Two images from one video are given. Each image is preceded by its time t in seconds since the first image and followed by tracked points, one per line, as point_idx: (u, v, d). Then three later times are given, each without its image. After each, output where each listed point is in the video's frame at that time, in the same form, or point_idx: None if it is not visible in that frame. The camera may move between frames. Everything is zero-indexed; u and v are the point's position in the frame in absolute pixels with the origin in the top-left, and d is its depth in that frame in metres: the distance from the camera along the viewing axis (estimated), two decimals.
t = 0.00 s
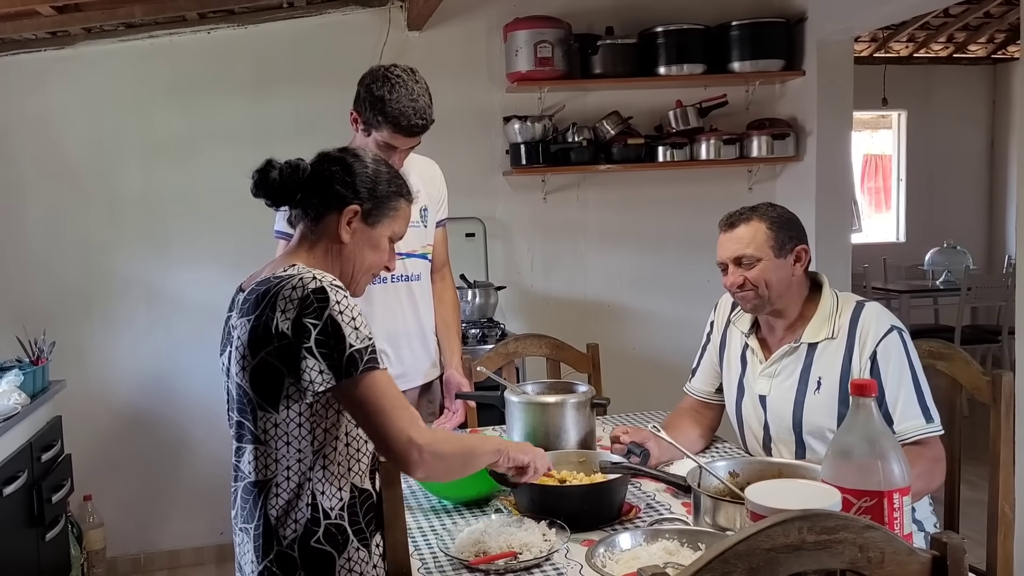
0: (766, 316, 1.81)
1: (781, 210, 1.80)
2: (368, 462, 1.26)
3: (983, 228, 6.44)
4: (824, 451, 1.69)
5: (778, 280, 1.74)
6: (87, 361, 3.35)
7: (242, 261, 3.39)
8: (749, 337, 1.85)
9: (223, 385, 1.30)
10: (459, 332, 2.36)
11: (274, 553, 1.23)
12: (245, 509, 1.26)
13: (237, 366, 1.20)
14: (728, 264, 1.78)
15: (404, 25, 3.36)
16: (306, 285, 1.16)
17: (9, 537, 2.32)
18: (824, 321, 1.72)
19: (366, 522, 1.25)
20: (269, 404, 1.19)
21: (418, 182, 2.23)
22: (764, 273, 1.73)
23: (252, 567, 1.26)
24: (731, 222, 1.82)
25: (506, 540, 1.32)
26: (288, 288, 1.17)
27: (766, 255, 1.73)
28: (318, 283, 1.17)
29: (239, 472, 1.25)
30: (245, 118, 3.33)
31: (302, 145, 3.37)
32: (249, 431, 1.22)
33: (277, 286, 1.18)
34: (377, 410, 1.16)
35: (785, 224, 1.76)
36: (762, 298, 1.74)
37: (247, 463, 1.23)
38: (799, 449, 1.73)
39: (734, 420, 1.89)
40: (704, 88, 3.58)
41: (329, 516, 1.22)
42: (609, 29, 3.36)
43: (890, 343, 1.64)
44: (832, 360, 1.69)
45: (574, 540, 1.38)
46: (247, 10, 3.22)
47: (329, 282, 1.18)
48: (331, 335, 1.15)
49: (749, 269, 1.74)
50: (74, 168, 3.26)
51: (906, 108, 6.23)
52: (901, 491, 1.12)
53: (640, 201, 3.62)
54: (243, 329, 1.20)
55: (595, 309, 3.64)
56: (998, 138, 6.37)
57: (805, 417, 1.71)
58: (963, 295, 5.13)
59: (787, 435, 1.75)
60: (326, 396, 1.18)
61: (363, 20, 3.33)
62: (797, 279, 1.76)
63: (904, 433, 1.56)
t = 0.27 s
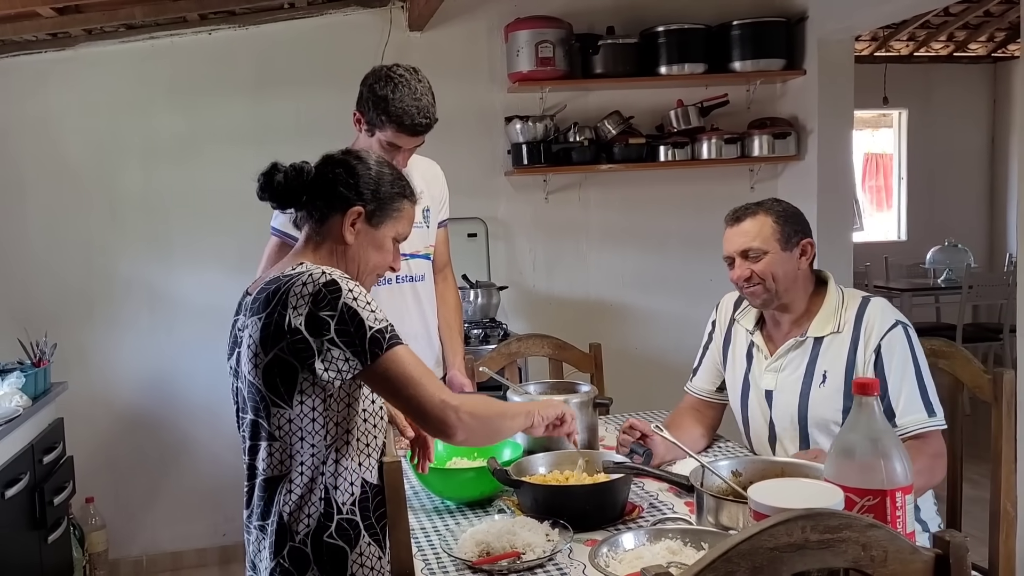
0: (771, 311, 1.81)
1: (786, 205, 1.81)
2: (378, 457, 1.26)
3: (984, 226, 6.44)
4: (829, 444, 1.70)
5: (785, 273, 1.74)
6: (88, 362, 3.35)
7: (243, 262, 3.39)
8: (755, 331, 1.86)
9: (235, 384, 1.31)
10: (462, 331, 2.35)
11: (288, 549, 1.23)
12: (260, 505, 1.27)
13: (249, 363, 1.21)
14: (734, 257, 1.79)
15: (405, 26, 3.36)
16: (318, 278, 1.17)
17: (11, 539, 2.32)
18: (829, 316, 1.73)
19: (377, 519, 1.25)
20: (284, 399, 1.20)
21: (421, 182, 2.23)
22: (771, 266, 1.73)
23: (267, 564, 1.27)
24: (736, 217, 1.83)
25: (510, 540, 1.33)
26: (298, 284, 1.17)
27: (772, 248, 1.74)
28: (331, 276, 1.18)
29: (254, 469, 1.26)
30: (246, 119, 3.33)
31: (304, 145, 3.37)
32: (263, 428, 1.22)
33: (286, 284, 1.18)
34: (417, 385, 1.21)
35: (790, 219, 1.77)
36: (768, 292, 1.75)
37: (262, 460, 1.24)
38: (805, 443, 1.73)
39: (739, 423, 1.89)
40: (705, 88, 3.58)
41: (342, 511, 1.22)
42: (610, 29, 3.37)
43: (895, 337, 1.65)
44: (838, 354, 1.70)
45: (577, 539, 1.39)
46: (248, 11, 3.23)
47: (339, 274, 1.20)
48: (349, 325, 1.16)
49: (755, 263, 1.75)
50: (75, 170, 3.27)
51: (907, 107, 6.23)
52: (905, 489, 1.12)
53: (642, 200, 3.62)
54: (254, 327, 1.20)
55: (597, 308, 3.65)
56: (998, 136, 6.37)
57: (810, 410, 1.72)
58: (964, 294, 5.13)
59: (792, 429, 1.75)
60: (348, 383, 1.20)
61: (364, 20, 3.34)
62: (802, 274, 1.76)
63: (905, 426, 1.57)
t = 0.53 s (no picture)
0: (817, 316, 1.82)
1: (824, 214, 1.75)
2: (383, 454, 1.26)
3: (989, 225, 6.42)
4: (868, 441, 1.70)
5: (824, 291, 1.73)
6: (91, 364, 3.36)
7: (245, 263, 3.39)
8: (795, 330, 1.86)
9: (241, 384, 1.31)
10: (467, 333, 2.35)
11: (291, 548, 1.22)
12: (265, 504, 1.26)
13: (254, 363, 1.20)
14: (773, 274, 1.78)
15: (407, 26, 3.36)
16: (325, 276, 1.18)
17: (14, 542, 2.32)
18: (876, 316, 1.72)
19: (382, 519, 1.25)
20: (289, 398, 1.19)
21: (425, 183, 2.23)
22: (808, 288, 1.73)
23: (272, 563, 1.26)
24: (773, 231, 1.79)
25: (513, 542, 1.32)
26: (303, 283, 1.18)
27: (808, 270, 1.72)
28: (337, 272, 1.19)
29: (260, 468, 1.26)
30: (249, 120, 3.33)
31: (306, 146, 3.37)
32: (267, 427, 1.22)
33: (291, 284, 1.18)
34: (429, 368, 1.23)
35: (828, 234, 1.72)
36: (809, 309, 1.76)
37: (267, 460, 1.24)
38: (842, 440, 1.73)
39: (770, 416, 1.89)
40: (708, 87, 3.57)
41: (346, 510, 1.22)
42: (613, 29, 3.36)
43: (941, 343, 1.64)
44: (883, 355, 1.70)
45: (581, 541, 1.38)
46: (250, 12, 3.23)
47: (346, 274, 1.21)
48: (357, 320, 1.17)
49: (792, 283, 1.74)
50: (77, 172, 3.27)
51: (910, 106, 6.21)
52: (908, 490, 1.11)
53: (645, 200, 3.62)
54: (259, 326, 1.20)
55: (600, 308, 3.64)
56: (1003, 135, 6.35)
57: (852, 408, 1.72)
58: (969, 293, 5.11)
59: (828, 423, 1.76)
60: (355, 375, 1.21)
61: (366, 21, 3.34)
62: (844, 286, 1.75)
63: (940, 433, 1.59)
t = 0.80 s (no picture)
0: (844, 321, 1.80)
1: (855, 237, 1.66)
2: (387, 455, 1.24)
3: (990, 225, 6.42)
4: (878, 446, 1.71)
5: (847, 314, 1.71)
6: (92, 365, 3.36)
7: (247, 264, 3.39)
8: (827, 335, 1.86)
9: (245, 381, 1.31)
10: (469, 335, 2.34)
11: (294, 545, 1.22)
12: (267, 501, 1.26)
13: (260, 359, 1.21)
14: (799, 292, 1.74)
15: (408, 26, 3.36)
16: (332, 277, 1.18)
17: (16, 542, 2.33)
18: (902, 323, 1.70)
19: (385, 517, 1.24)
20: (293, 395, 1.20)
21: (427, 183, 2.23)
22: (831, 312, 1.70)
23: (274, 560, 1.26)
24: (802, 248, 1.71)
25: (514, 542, 1.32)
26: (312, 282, 1.18)
27: (832, 297, 1.67)
28: (344, 275, 1.18)
29: (263, 465, 1.26)
30: (250, 121, 3.33)
31: (307, 147, 3.38)
32: (272, 423, 1.23)
33: (300, 282, 1.19)
34: (423, 384, 1.20)
35: (859, 262, 1.64)
36: (832, 326, 1.75)
37: (270, 456, 1.24)
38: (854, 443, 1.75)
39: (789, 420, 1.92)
40: (709, 88, 3.57)
41: (349, 508, 1.22)
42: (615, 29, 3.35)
43: (958, 355, 1.61)
44: (901, 363, 1.69)
45: (582, 542, 1.38)
46: (251, 13, 3.23)
47: (352, 274, 1.20)
48: (362, 322, 1.17)
49: (817, 306, 1.71)
50: (78, 173, 3.27)
51: (912, 106, 6.21)
52: (908, 491, 1.11)
53: (646, 200, 3.61)
54: (266, 324, 1.20)
55: (601, 309, 3.64)
56: (1004, 135, 6.34)
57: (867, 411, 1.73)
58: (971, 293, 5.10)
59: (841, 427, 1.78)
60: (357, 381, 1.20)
61: (367, 22, 3.34)
62: (871, 307, 1.71)
63: (943, 440, 1.57)
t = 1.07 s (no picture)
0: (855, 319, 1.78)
1: (875, 234, 1.64)
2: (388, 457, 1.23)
3: (992, 226, 6.40)
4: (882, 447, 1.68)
5: (856, 310, 1.69)
6: (92, 365, 3.35)
7: (246, 264, 3.38)
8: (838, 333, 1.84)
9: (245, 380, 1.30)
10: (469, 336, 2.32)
11: (295, 546, 1.21)
12: (267, 502, 1.25)
13: (262, 359, 1.20)
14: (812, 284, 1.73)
15: (409, 26, 3.35)
16: (336, 279, 1.17)
17: (15, 543, 2.31)
18: (907, 316, 1.67)
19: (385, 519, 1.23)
20: (295, 396, 1.19)
21: (427, 182, 2.22)
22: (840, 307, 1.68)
23: (274, 561, 1.24)
24: (820, 240, 1.70)
25: (514, 543, 1.31)
26: (317, 283, 1.17)
27: (843, 291, 1.66)
28: (348, 278, 1.17)
29: (262, 465, 1.25)
30: (250, 121, 3.32)
31: (306, 147, 3.37)
32: (273, 423, 1.21)
33: (304, 282, 1.17)
34: (421, 392, 1.18)
35: (874, 259, 1.62)
36: (839, 321, 1.74)
37: (270, 457, 1.23)
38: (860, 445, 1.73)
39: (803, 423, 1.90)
40: (710, 88, 3.56)
41: (350, 509, 1.21)
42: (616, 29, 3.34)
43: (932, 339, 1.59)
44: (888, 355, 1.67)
45: (582, 544, 1.37)
46: (251, 12, 3.22)
47: (356, 276, 1.19)
48: (366, 325, 1.15)
49: (828, 299, 1.70)
50: (78, 172, 3.27)
51: (914, 106, 6.19)
52: (910, 492, 1.09)
53: (647, 201, 3.60)
54: (268, 323, 1.19)
55: (602, 309, 3.62)
56: (1007, 136, 6.33)
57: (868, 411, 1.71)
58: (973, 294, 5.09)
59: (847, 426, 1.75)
60: (360, 386, 1.18)
61: (367, 21, 3.33)
62: (881, 305, 1.69)
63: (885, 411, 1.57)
